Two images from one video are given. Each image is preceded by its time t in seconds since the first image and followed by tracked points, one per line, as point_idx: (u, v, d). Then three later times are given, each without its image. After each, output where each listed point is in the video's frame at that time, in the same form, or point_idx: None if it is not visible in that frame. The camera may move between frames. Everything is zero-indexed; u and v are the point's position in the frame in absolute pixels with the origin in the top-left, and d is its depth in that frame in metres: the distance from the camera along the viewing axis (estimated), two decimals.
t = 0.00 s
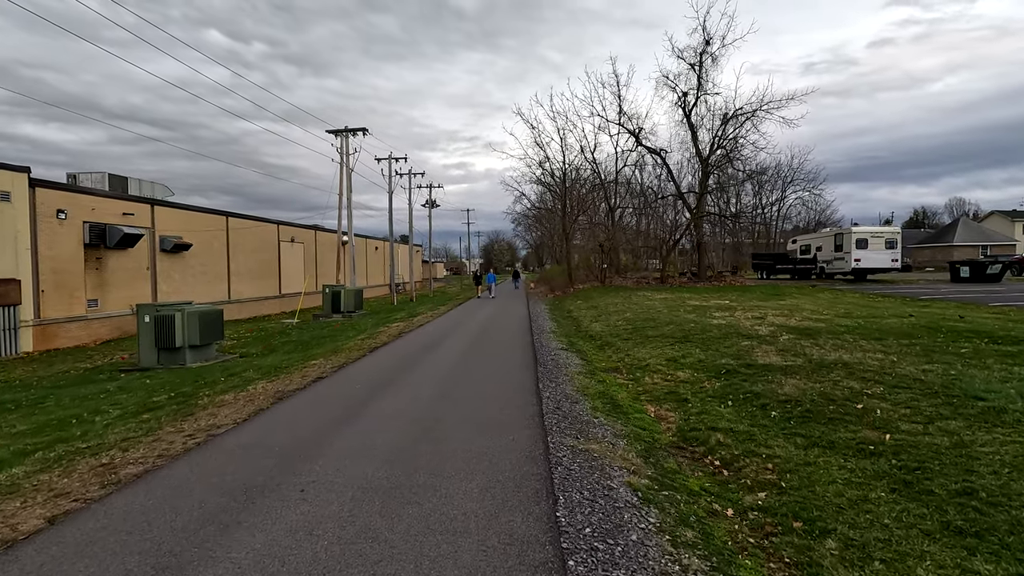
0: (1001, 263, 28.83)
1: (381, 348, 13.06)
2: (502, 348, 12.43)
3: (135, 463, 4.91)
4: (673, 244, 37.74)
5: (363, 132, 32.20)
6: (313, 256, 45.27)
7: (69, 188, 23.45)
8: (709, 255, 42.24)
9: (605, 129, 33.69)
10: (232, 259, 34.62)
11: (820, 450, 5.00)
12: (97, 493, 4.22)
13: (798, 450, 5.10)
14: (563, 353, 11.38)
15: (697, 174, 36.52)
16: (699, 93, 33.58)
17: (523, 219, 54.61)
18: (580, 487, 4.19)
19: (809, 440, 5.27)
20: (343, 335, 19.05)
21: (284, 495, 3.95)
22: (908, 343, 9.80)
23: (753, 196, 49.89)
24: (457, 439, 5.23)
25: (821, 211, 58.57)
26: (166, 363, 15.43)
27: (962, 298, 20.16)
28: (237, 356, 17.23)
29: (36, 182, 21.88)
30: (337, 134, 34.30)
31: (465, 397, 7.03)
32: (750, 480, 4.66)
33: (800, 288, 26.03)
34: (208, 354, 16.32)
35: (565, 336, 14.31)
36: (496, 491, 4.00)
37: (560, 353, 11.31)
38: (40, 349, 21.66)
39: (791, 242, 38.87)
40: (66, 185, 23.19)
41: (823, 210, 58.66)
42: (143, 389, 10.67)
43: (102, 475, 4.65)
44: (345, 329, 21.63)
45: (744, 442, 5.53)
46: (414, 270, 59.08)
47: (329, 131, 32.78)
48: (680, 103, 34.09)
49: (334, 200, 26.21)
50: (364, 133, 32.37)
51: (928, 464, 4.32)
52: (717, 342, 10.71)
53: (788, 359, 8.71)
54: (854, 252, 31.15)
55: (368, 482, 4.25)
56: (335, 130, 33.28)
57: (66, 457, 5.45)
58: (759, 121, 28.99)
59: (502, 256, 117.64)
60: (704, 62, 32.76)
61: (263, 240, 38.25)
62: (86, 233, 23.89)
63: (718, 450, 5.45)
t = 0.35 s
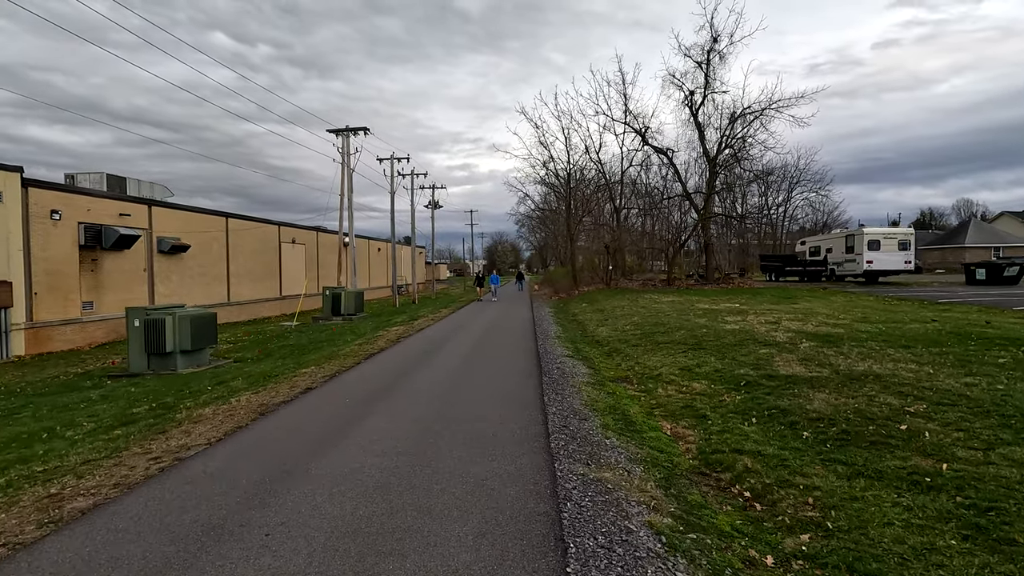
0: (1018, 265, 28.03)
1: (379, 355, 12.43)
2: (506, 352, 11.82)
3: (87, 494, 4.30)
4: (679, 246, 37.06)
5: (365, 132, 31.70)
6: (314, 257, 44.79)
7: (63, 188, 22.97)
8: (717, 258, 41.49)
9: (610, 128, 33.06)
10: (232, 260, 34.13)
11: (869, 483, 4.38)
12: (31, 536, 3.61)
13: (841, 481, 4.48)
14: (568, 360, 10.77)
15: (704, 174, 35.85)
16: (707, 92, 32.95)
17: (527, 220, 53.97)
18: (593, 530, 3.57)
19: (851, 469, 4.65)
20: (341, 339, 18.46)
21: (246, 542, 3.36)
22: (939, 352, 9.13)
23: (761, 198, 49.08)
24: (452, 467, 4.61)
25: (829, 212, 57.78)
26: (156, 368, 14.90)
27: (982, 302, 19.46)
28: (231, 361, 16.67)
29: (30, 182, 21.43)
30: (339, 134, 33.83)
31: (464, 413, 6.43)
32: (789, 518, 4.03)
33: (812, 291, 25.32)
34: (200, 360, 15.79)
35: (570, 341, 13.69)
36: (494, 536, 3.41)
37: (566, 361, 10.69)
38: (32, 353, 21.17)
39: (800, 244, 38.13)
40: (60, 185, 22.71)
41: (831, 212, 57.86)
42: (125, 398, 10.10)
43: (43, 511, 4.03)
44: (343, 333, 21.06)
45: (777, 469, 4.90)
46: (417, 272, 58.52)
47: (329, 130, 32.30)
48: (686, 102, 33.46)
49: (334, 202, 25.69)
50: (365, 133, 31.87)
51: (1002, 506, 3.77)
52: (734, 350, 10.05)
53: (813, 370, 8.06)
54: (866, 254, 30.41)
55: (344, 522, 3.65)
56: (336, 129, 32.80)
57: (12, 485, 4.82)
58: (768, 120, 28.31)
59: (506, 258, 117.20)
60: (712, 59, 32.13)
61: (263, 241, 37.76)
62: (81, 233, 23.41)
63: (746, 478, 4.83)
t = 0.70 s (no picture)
0: None
1: (375, 358, 11.89)
2: (508, 355, 11.29)
3: (24, 531, 3.72)
4: (684, 246, 36.46)
5: (364, 130, 31.20)
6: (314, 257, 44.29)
7: (55, 186, 22.48)
8: (722, 258, 40.87)
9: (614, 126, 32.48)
10: (229, 260, 33.63)
11: (926, 519, 3.82)
12: None
13: (892, 517, 3.89)
14: (573, 366, 10.19)
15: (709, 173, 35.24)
16: (712, 89, 32.36)
17: (529, 220, 53.37)
18: None
19: (901, 501, 4.07)
20: (337, 341, 17.91)
21: None
22: (971, 359, 8.52)
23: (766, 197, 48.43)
24: (444, 496, 4.05)
25: (834, 212, 57.10)
26: (145, 373, 14.37)
27: (999, 304, 18.84)
28: (223, 364, 16.12)
29: (20, 180, 20.93)
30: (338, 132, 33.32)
31: (461, 426, 5.89)
32: (836, 563, 3.45)
33: (821, 292, 24.69)
34: (191, 364, 15.25)
35: (574, 345, 13.10)
36: None
37: (571, 367, 10.11)
38: (22, 354, 20.69)
39: (808, 244, 37.50)
40: (52, 184, 22.22)
41: (837, 212, 57.19)
42: (104, 407, 9.55)
43: None
44: (340, 335, 20.52)
45: (814, 499, 4.33)
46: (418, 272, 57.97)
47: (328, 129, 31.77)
48: (692, 99, 32.86)
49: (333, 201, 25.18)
50: (365, 130, 31.36)
51: None
52: (749, 356, 9.45)
53: (838, 380, 7.46)
54: (875, 254, 29.78)
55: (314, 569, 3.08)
56: (335, 127, 32.27)
57: None
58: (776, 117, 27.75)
59: (508, 258, 116.62)
60: (718, 56, 31.53)
61: (262, 241, 37.25)
62: (73, 233, 22.92)
63: (779, 509, 4.24)
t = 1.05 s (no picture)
0: None
1: (363, 361, 11.28)
2: (502, 359, 10.74)
3: None
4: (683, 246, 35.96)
5: (357, 126, 30.56)
6: (307, 257, 43.58)
7: (36, 182, 21.75)
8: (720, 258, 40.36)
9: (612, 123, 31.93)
10: (219, 259, 32.90)
11: (994, 563, 3.26)
12: None
13: (951, 558, 3.33)
14: (571, 371, 9.59)
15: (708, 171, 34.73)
16: (712, 86, 31.86)
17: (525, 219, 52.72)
18: None
19: (957, 536, 3.53)
20: (326, 343, 17.27)
21: None
22: (999, 365, 7.96)
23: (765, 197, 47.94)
24: (421, 531, 3.46)
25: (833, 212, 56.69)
26: (122, 376, 13.69)
27: (1009, 304, 18.36)
28: (206, 367, 15.46)
29: None
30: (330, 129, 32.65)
31: (447, 441, 5.31)
32: None
33: (823, 292, 24.21)
34: (172, 367, 14.61)
35: (572, 348, 12.49)
36: None
37: (569, 371, 9.53)
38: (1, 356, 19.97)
39: (808, 244, 37.03)
40: (32, 179, 21.49)
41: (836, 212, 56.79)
42: (68, 415, 8.89)
43: None
44: (330, 336, 19.90)
45: (855, 531, 3.75)
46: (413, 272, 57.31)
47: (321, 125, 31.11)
48: (691, 96, 32.35)
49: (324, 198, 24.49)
50: (358, 127, 30.71)
51: None
52: (759, 360, 8.83)
53: (860, 388, 6.84)
54: (877, 253, 29.32)
55: None
56: (327, 124, 31.60)
57: None
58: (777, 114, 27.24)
59: (504, 258, 115.96)
60: (718, 52, 31.02)
61: (252, 239, 36.51)
62: (55, 230, 22.19)
63: (813, 544, 3.64)
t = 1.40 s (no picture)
0: None
1: (356, 365, 10.67)
2: (502, 363, 10.16)
3: None
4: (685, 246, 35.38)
5: (354, 122, 29.92)
6: (303, 256, 42.93)
7: (22, 179, 21.09)
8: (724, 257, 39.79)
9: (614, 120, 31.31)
10: (213, 258, 32.26)
11: None
12: None
13: None
14: (576, 377, 8.98)
15: (711, 169, 34.15)
16: (716, 82, 31.28)
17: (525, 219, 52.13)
18: None
19: None
20: (319, 345, 16.62)
21: None
22: None
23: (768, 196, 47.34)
24: None
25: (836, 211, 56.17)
26: (103, 381, 13.05)
27: None
28: (193, 370, 14.81)
29: None
30: (327, 125, 32.00)
31: (441, 461, 4.71)
32: None
33: (831, 293, 23.62)
34: (156, 371, 14.01)
35: (576, 351, 11.88)
36: None
37: (574, 377, 8.92)
38: None
39: (812, 243, 36.48)
40: (18, 176, 20.82)
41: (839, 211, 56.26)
42: (36, 424, 8.26)
43: None
44: (324, 337, 19.26)
45: None
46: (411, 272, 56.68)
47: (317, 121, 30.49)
48: (694, 93, 31.75)
49: (319, 195, 23.91)
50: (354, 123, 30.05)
51: None
52: (779, 366, 8.20)
53: (896, 398, 6.22)
54: (884, 253, 28.75)
55: None
56: (323, 120, 30.94)
57: None
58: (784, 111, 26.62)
59: (503, 258, 115.43)
60: (722, 47, 30.43)
61: (247, 238, 35.85)
62: (41, 228, 21.54)
63: None
